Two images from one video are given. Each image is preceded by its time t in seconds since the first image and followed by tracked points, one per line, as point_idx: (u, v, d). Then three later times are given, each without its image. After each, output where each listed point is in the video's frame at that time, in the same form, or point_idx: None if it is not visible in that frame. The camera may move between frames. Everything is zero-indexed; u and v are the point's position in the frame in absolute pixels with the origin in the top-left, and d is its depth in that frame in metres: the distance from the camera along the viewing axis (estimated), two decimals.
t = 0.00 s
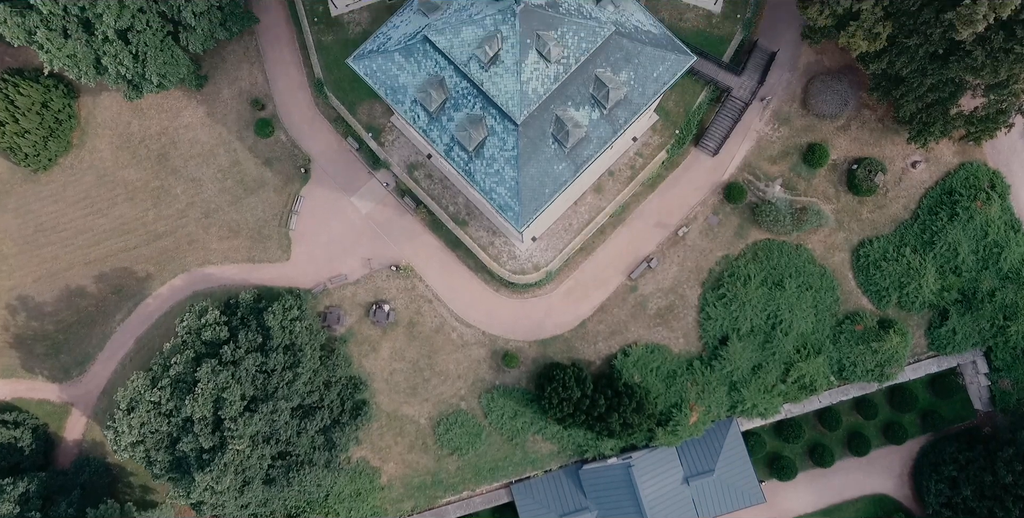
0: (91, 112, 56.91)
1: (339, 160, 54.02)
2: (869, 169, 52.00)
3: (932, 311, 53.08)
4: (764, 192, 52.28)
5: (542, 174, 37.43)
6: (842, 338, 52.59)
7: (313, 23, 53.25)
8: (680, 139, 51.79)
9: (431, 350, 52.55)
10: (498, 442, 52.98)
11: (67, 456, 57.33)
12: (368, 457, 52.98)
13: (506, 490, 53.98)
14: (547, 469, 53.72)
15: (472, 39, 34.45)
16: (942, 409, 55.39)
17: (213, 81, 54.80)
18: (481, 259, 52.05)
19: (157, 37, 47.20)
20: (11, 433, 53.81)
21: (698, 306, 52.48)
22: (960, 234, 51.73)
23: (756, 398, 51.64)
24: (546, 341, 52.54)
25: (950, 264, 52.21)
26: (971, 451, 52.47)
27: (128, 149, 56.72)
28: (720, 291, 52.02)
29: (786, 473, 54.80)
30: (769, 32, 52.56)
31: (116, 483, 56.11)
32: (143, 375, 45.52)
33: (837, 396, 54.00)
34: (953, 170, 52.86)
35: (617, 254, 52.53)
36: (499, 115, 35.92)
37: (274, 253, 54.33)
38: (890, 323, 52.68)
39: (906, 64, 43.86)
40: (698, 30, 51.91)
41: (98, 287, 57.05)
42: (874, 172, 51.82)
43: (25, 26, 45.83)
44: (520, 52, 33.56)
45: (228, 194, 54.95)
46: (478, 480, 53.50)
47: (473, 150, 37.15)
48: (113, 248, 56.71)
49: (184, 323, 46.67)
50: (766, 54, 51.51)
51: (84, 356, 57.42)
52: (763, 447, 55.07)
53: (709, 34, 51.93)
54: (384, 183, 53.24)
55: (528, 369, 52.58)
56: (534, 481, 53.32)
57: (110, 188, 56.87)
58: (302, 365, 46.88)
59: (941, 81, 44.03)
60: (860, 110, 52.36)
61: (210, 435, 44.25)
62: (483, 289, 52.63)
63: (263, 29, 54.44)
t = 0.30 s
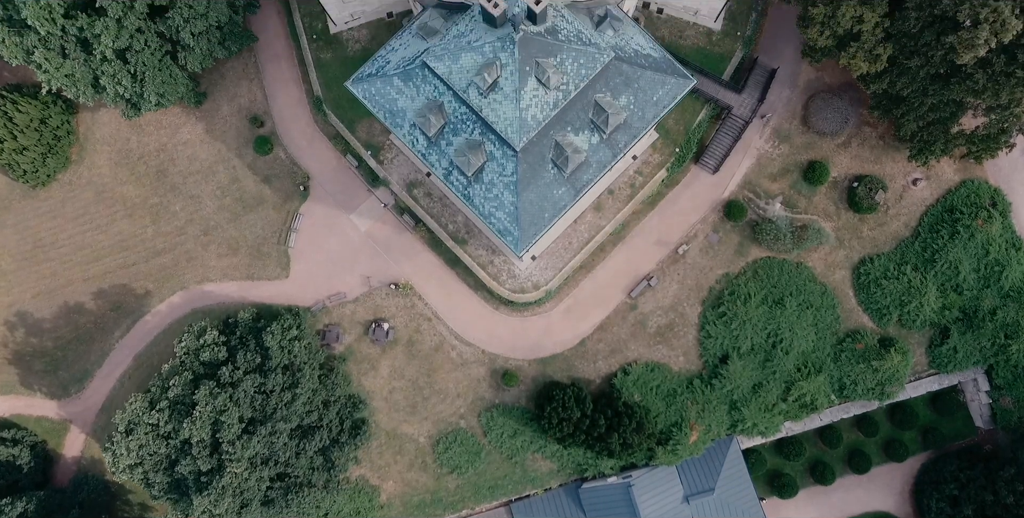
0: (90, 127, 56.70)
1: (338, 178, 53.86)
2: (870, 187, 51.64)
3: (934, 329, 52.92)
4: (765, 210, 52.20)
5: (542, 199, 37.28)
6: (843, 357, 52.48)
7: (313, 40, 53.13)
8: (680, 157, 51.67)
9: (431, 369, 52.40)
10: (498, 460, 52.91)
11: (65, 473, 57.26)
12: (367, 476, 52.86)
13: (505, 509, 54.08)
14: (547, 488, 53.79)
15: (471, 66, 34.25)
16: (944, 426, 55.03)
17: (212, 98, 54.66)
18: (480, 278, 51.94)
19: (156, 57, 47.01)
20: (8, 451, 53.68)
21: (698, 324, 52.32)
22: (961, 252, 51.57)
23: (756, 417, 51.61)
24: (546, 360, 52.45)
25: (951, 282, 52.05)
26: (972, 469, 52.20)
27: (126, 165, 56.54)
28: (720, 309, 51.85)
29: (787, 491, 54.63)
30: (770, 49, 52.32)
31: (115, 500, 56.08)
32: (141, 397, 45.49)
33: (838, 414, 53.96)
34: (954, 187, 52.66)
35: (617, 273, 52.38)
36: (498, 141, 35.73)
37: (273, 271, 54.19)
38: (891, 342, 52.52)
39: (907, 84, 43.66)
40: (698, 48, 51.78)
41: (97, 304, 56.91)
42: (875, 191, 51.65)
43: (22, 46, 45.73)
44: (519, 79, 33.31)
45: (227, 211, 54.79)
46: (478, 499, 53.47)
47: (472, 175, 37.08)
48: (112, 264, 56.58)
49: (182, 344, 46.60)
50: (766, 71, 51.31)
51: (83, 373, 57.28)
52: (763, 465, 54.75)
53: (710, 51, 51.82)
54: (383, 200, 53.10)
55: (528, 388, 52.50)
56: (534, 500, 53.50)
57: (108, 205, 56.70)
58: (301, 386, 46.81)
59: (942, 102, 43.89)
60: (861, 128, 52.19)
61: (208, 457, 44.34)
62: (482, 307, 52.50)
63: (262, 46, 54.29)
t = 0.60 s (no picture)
0: (88, 144, 56.50)
1: (337, 196, 53.72)
2: (871, 206, 51.57)
3: (935, 348, 52.73)
4: (765, 228, 52.07)
5: (541, 225, 37.10)
6: (844, 376, 52.33)
7: (312, 57, 52.98)
8: (680, 176, 51.58)
9: (430, 388, 52.24)
10: (498, 479, 52.77)
11: (64, 491, 57.19)
12: (366, 495, 52.76)
13: None
14: (546, 507, 53.68)
15: (470, 94, 34.10)
16: (945, 444, 54.90)
17: (211, 115, 54.49)
18: (479, 297, 51.88)
19: (154, 77, 46.79)
20: (7, 470, 53.48)
21: (698, 343, 52.16)
22: (962, 271, 51.39)
23: (756, 437, 51.51)
24: (545, 379, 52.32)
25: (952, 301, 51.87)
26: (974, 488, 52.00)
27: (125, 182, 56.36)
28: (720, 328, 51.70)
29: (788, 510, 54.40)
30: (770, 66, 52.12)
31: None
32: (139, 419, 45.50)
33: (839, 432, 53.91)
34: (956, 205, 52.49)
35: (617, 291, 52.21)
36: (497, 167, 35.56)
37: (271, 289, 54.06)
38: (891, 362, 52.33)
39: (908, 106, 43.42)
40: (699, 66, 51.61)
41: (95, 321, 56.78)
42: (876, 209, 51.46)
43: (20, 65, 45.61)
44: (518, 107, 33.11)
45: (225, 229, 54.64)
46: None
47: (471, 201, 36.97)
48: (111, 281, 56.44)
49: (181, 366, 46.62)
50: (766, 89, 51.20)
51: (81, 391, 57.13)
52: (763, 483, 54.43)
53: (710, 69, 51.66)
54: (382, 219, 52.96)
55: (527, 407, 52.38)
56: None
57: (107, 221, 56.54)
58: (299, 407, 46.71)
59: (943, 123, 43.73)
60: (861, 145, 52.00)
61: (206, 480, 44.52)
62: (482, 326, 52.35)
63: (261, 63, 54.14)
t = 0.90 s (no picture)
0: (87, 161, 56.30)
1: (336, 215, 53.57)
2: (872, 224, 51.33)
3: (936, 367, 52.59)
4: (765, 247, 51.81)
5: (540, 251, 36.97)
6: (844, 395, 52.21)
7: (311, 76, 52.84)
8: (679, 196, 51.43)
9: (429, 407, 52.08)
10: (497, 498, 52.68)
11: (63, 509, 57.10)
12: (366, 514, 52.69)
13: None
14: None
15: (469, 122, 33.95)
16: (945, 462, 54.76)
17: (209, 133, 54.35)
18: (479, 316, 51.73)
19: (153, 98, 46.62)
20: (6, 489, 53.34)
21: (698, 362, 51.99)
22: (963, 290, 51.21)
23: (757, 457, 51.51)
24: (545, 399, 52.18)
25: (953, 320, 51.70)
26: (975, 508, 51.81)
27: (123, 199, 56.19)
28: (720, 348, 51.56)
29: None
30: (770, 84, 51.94)
31: None
32: (138, 442, 45.72)
33: (840, 451, 53.77)
34: (957, 224, 52.32)
35: (617, 310, 52.08)
36: (496, 195, 35.42)
37: (270, 308, 53.94)
38: (892, 381, 52.13)
39: (909, 128, 43.21)
40: (699, 84, 51.45)
41: (94, 338, 56.64)
42: (876, 228, 51.33)
43: (19, 86, 45.47)
44: (517, 137, 32.88)
45: (224, 247, 54.51)
46: None
47: (470, 228, 36.89)
48: (110, 299, 56.30)
49: (180, 387, 46.66)
50: (766, 108, 50.97)
51: (80, 409, 56.99)
52: (764, 502, 54.12)
53: (710, 88, 51.51)
54: (382, 237, 52.85)
55: (527, 427, 52.28)
56: None
57: (105, 239, 56.38)
58: (298, 429, 46.60)
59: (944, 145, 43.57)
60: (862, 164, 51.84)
61: (205, 504, 44.84)
62: (481, 345, 52.22)
63: (260, 81, 54.01)
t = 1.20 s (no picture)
0: (85, 179, 56.14)
1: (336, 234, 53.44)
2: (873, 244, 51.27)
3: (937, 386, 52.47)
4: (766, 266, 51.68)
5: (540, 278, 36.80)
6: (845, 415, 52.04)
7: (310, 95, 52.70)
8: (679, 216, 51.32)
9: (428, 427, 51.94)
10: None
11: None
12: None
13: None
14: None
15: (468, 152, 33.83)
16: (946, 481, 54.60)
17: (208, 152, 54.23)
18: (478, 336, 51.76)
19: (151, 120, 46.51)
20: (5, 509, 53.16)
21: (699, 382, 51.84)
22: (964, 310, 51.07)
23: (758, 477, 51.47)
24: (545, 419, 52.04)
25: (954, 340, 51.54)
26: None
27: (122, 217, 56.05)
28: (720, 369, 51.42)
29: None
30: (770, 103, 51.76)
31: None
32: (137, 467, 45.76)
33: (841, 471, 53.58)
34: (958, 243, 52.16)
35: (617, 330, 51.91)
36: (495, 224, 35.27)
37: (270, 327, 53.80)
38: (894, 401, 52.17)
39: (910, 150, 43.00)
40: (699, 103, 51.30)
41: (93, 357, 56.51)
42: (877, 247, 51.18)
43: (17, 108, 45.31)
44: (516, 168, 32.68)
45: (223, 266, 54.38)
46: None
47: (469, 256, 36.75)
48: (110, 317, 56.16)
49: (178, 410, 46.69)
50: (766, 127, 50.76)
51: (79, 427, 56.86)
52: None
53: (710, 108, 51.35)
54: (381, 256, 52.75)
55: (526, 447, 52.12)
56: None
57: (105, 257, 56.24)
58: (297, 451, 46.47)
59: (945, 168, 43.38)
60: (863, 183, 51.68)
61: None
62: (481, 365, 52.11)
63: (258, 99, 53.84)
